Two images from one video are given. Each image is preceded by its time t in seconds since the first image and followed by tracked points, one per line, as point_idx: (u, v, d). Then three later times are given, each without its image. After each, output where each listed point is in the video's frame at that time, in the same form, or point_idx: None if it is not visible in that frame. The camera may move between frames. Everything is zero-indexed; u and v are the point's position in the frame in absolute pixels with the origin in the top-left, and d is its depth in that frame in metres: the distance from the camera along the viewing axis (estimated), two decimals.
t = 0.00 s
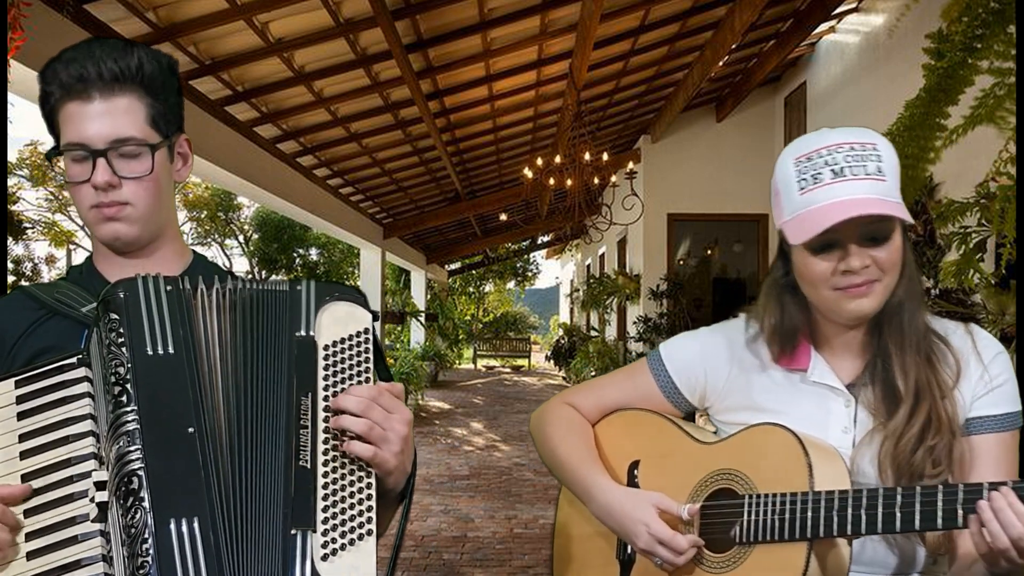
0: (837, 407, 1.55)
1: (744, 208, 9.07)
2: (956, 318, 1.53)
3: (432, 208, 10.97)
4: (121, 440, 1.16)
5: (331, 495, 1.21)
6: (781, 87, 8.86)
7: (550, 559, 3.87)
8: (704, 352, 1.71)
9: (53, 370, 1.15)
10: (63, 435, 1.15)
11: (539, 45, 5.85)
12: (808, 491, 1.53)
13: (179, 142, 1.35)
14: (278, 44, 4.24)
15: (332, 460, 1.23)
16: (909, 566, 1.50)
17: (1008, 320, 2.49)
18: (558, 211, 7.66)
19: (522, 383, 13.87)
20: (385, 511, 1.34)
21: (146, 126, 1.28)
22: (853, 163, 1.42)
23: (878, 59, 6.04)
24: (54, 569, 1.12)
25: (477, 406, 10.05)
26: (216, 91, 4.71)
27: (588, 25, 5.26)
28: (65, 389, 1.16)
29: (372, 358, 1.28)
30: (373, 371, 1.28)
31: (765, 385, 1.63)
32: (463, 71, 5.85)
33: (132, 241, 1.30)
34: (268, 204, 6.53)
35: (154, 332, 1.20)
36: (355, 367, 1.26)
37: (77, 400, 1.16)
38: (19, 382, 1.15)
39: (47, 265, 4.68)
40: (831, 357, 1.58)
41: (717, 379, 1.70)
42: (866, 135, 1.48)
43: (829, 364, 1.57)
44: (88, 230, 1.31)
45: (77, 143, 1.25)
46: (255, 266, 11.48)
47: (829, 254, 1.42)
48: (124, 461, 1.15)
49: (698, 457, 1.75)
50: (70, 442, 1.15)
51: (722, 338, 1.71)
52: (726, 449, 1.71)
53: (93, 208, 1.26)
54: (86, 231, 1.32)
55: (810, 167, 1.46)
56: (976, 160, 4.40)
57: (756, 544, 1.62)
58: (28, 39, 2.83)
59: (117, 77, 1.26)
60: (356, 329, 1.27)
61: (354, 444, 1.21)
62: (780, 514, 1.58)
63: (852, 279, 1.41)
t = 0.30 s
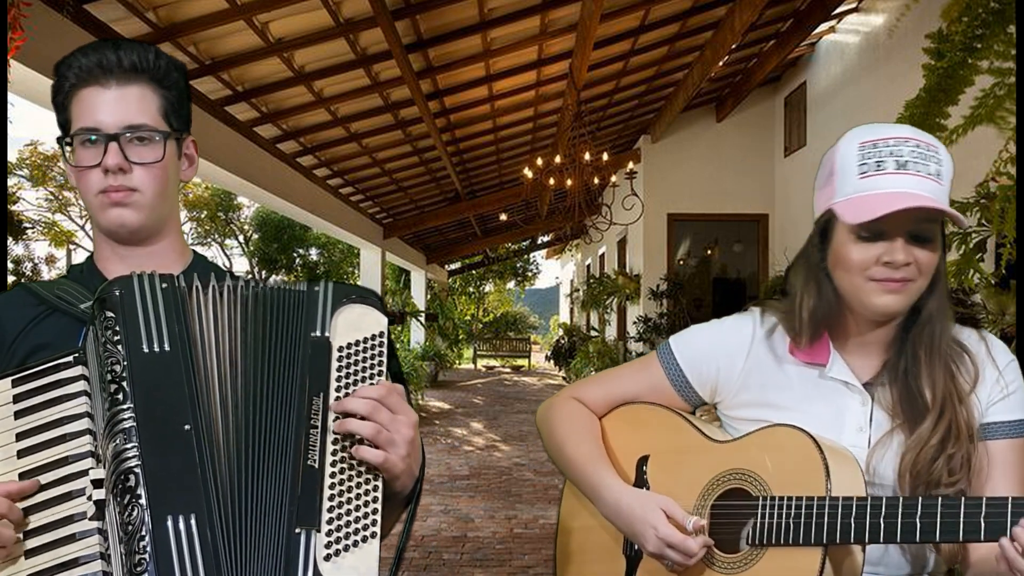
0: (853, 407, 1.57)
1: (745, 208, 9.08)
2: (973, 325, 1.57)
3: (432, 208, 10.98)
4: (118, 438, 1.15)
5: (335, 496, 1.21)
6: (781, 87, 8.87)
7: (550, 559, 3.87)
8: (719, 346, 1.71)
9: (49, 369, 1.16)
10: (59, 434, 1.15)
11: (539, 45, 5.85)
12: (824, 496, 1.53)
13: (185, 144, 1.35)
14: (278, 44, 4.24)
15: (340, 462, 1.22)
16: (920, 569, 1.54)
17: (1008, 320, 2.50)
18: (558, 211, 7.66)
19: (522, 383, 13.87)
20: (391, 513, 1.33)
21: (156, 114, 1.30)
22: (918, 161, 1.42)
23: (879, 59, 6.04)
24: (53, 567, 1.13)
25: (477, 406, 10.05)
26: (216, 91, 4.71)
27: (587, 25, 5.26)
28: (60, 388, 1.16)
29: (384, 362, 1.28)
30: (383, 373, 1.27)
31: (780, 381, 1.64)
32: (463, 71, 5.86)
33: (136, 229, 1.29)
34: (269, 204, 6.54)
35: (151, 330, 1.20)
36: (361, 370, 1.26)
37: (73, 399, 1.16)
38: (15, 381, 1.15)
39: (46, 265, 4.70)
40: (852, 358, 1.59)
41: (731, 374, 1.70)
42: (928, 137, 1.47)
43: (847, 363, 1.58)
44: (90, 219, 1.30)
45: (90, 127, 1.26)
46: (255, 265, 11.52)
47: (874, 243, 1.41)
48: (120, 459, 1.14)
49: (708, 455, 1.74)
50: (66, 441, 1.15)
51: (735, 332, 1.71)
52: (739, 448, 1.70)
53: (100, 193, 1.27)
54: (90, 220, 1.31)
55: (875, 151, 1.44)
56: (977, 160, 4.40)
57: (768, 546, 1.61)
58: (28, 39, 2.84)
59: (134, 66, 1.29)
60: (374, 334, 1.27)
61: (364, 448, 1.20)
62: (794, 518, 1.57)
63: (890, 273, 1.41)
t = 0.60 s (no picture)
0: (852, 406, 1.57)
1: (745, 208, 9.08)
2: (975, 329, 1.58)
3: (432, 208, 10.98)
4: (119, 437, 1.15)
5: (343, 499, 1.21)
6: (781, 87, 8.88)
7: (550, 559, 3.87)
8: (721, 346, 1.70)
9: (50, 369, 1.16)
10: (60, 434, 1.15)
11: (539, 45, 5.85)
12: (820, 497, 1.53)
13: (192, 147, 1.36)
14: (278, 44, 4.24)
15: (350, 465, 1.22)
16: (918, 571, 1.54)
17: (1008, 320, 2.50)
18: (558, 211, 7.66)
19: (522, 383, 13.87)
20: (398, 518, 1.32)
21: (166, 111, 1.31)
22: (932, 160, 1.42)
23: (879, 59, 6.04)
24: (53, 567, 1.13)
25: (477, 406, 10.05)
26: (216, 91, 4.72)
27: (587, 25, 5.26)
28: (62, 388, 1.16)
29: (398, 367, 1.27)
30: (397, 377, 1.27)
31: (780, 380, 1.64)
32: (463, 71, 5.86)
33: (141, 222, 1.29)
34: (269, 204, 6.54)
35: (152, 330, 1.20)
36: (372, 373, 1.26)
37: (75, 399, 1.17)
38: (17, 381, 1.15)
39: (46, 265, 4.72)
40: (852, 358, 1.59)
41: (731, 372, 1.70)
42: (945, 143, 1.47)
43: (847, 362, 1.59)
44: (93, 212, 1.29)
45: (102, 119, 1.27)
46: (255, 265, 11.56)
47: (882, 239, 1.42)
48: (122, 458, 1.14)
49: (707, 455, 1.74)
50: (68, 441, 1.15)
51: (736, 331, 1.71)
52: (738, 448, 1.70)
53: (106, 184, 1.26)
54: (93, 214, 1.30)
55: (889, 148, 1.45)
56: (977, 159, 4.39)
57: (763, 547, 1.60)
58: (27, 39, 2.84)
59: (148, 64, 1.30)
60: (386, 338, 1.27)
61: (377, 451, 1.20)
62: (789, 519, 1.57)
63: (894, 269, 1.41)
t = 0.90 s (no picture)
0: (846, 407, 1.55)
1: (744, 208, 9.07)
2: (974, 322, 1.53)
3: (432, 208, 10.98)
4: (119, 437, 1.14)
5: (350, 500, 1.22)
6: (781, 87, 8.88)
7: (550, 559, 3.87)
8: (719, 347, 1.72)
9: (50, 370, 1.16)
10: (60, 434, 1.15)
11: (539, 45, 5.85)
12: (796, 495, 1.51)
13: (198, 150, 1.36)
14: (278, 44, 4.24)
15: (358, 467, 1.24)
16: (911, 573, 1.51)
17: (1008, 320, 2.49)
18: (558, 211, 7.66)
19: (522, 383, 13.87)
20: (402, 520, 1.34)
21: (174, 109, 1.31)
22: (900, 155, 1.41)
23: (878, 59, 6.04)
24: (51, 567, 1.12)
25: (477, 406, 10.05)
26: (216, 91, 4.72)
27: (588, 25, 5.26)
28: (62, 389, 1.16)
29: (405, 372, 1.29)
30: (405, 381, 1.29)
31: (774, 380, 1.64)
32: (463, 71, 5.86)
33: (146, 218, 1.29)
34: (268, 204, 6.54)
35: (151, 330, 1.20)
36: (381, 377, 1.27)
37: (75, 399, 1.17)
38: (17, 381, 1.15)
39: (46, 265, 4.73)
40: (844, 356, 1.57)
41: (729, 372, 1.70)
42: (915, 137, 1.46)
43: (841, 361, 1.57)
44: (97, 207, 1.29)
45: (109, 114, 1.27)
46: (255, 265, 11.57)
47: (858, 237, 1.41)
48: (121, 458, 1.14)
49: (699, 454, 1.74)
50: (68, 441, 1.15)
51: (734, 333, 1.72)
52: (728, 448, 1.69)
53: (111, 178, 1.26)
54: (96, 208, 1.30)
55: (855, 149, 1.45)
56: (977, 160, 4.39)
57: (745, 545, 1.59)
58: (27, 39, 2.84)
59: (159, 64, 1.31)
60: (393, 342, 1.29)
61: (386, 454, 1.21)
62: (770, 516, 1.56)
63: (873, 266, 1.40)
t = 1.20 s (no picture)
0: (842, 404, 1.54)
1: (744, 207, 9.07)
2: (967, 320, 1.53)
3: (432, 208, 10.98)
4: (119, 435, 1.14)
5: (357, 500, 1.21)
6: (781, 87, 8.88)
7: (550, 559, 3.87)
8: (714, 348, 1.72)
9: (50, 369, 1.16)
10: (61, 434, 1.15)
11: (539, 45, 5.85)
12: (793, 494, 1.50)
13: (198, 151, 1.37)
14: (278, 44, 4.24)
15: (367, 469, 1.23)
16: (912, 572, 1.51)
17: (1008, 320, 2.49)
18: (558, 211, 7.66)
19: (522, 383, 13.88)
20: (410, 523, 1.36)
21: (176, 109, 1.31)
22: (895, 150, 1.40)
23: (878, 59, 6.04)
24: (52, 566, 1.13)
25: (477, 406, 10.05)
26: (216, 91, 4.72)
27: (588, 25, 5.26)
28: (62, 388, 1.16)
29: (415, 375, 1.29)
30: (416, 384, 1.28)
31: (770, 380, 1.64)
32: (463, 71, 5.86)
33: (146, 216, 1.28)
34: (268, 204, 6.54)
35: (151, 328, 1.19)
36: (391, 378, 1.27)
37: (75, 398, 1.17)
38: (17, 381, 1.15)
39: (46, 265, 4.73)
40: (839, 355, 1.57)
41: (725, 373, 1.71)
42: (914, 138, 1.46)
43: (836, 359, 1.57)
44: (98, 206, 1.29)
45: (109, 114, 1.27)
46: (255, 265, 11.58)
47: (850, 227, 1.42)
48: (122, 456, 1.13)
49: (695, 454, 1.74)
50: (69, 440, 1.15)
51: (729, 335, 1.73)
52: (724, 448, 1.69)
53: (112, 176, 1.26)
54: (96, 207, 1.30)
55: (852, 142, 1.45)
56: (976, 160, 4.40)
57: (743, 544, 1.58)
58: (28, 39, 2.84)
59: (162, 65, 1.31)
60: (403, 344, 1.28)
61: (393, 458, 1.21)
62: (768, 515, 1.54)
63: (864, 257, 1.41)
